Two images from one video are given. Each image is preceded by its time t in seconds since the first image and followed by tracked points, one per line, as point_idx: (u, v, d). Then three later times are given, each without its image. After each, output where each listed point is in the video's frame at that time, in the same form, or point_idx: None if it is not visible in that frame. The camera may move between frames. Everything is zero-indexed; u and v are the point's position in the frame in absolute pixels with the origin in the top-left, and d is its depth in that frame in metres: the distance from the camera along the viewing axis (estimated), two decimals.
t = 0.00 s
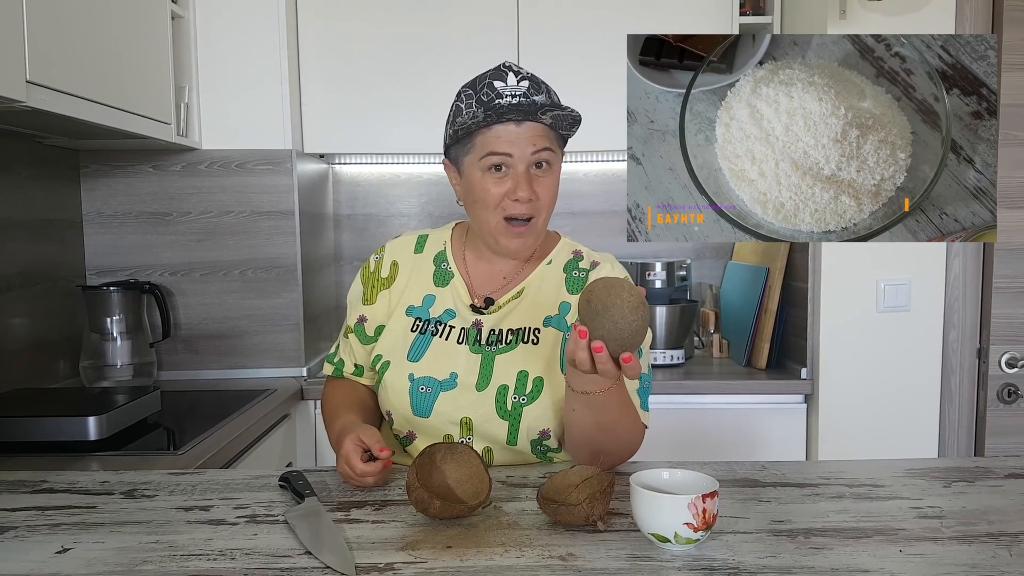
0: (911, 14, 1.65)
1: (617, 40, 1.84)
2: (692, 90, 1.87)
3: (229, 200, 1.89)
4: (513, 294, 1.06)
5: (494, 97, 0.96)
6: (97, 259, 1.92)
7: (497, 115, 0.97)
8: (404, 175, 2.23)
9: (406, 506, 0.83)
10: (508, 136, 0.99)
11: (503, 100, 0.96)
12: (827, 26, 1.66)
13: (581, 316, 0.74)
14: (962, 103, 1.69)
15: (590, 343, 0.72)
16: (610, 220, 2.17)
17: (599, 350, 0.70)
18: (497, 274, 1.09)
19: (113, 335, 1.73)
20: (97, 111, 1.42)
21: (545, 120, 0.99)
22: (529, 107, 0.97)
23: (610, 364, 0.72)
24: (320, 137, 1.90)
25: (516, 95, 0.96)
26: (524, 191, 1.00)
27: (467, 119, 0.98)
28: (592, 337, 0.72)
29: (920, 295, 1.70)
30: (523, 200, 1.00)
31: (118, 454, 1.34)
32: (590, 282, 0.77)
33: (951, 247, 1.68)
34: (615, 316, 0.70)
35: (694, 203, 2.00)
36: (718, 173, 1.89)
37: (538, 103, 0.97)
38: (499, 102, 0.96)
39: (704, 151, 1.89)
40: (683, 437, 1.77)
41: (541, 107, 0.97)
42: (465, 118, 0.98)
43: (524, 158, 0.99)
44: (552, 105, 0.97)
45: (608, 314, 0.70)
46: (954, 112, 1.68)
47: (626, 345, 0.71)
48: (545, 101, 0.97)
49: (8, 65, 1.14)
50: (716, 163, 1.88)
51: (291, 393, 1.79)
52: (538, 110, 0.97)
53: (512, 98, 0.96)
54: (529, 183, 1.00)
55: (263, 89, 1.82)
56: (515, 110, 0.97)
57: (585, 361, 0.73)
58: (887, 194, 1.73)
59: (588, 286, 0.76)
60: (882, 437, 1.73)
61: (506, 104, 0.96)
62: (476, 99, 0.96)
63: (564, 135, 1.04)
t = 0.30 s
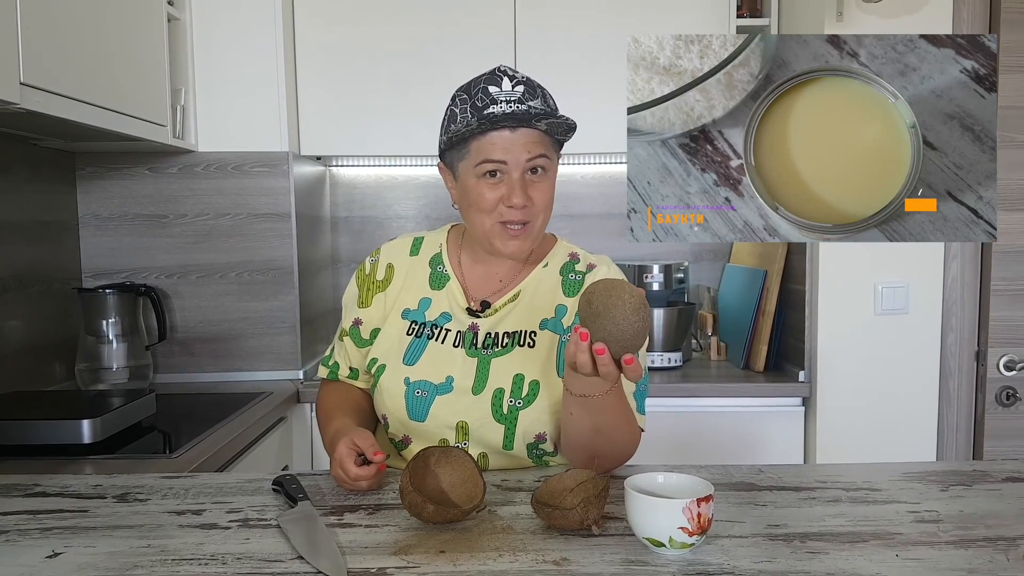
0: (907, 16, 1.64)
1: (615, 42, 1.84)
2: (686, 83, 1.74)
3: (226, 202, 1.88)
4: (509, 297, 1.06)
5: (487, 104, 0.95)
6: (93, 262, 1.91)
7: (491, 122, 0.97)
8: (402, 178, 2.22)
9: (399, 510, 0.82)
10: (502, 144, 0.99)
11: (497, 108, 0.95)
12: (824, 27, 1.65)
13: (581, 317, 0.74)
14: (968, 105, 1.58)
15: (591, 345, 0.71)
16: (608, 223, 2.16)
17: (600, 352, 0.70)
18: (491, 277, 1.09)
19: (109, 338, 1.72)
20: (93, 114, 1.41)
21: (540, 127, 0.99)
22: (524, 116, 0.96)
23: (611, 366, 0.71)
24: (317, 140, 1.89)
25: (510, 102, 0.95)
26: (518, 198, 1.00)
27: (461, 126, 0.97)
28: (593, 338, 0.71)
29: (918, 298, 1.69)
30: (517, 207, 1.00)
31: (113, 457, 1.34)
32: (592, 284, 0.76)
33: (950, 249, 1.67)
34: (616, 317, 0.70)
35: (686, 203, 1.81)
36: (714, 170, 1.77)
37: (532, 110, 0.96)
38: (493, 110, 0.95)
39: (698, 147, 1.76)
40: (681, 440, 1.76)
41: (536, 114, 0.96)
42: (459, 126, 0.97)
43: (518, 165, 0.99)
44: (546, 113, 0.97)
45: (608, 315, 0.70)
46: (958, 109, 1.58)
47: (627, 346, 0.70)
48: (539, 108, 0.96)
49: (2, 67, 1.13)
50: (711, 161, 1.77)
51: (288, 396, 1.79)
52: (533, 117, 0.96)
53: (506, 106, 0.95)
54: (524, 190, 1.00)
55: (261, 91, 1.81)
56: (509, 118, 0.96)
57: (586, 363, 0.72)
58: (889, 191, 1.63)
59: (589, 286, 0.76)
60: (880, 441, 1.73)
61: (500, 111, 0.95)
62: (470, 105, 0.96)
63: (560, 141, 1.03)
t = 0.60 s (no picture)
0: (908, 20, 1.65)
1: (615, 46, 1.85)
2: (684, 84, 1.73)
3: (226, 207, 1.89)
4: (511, 300, 1.05)
5: (489, 103, 0.95)
6: (94, 266, 1.91)
7: (492, 120, 0.97)
8: (403, 183, 2.22)
9: (400, 516, 0.82)
10: (503, 142, 0.99)
11: (498, 105, 0.95)
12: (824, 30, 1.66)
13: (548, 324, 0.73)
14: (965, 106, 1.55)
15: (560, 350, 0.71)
16: (609, 227, 2.16)
17: (567, 355, 0.69)
18: (492, 279, 1.08)
19: (109, 342, 1.72)
20: (95, 119, 1.42)
21: (541, 128, 0.99)
22: (524, 113, 0.96)
23: (583, 370, 0.70)
24: (318, 144, 1.89)
25: (511, 101, 0.95)
26: (518, 197, 0.99)
27: (462, 124, 0.97)
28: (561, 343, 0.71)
29: (919, 302, 1.69)
30: (517, 206, 1.00)
31: (113, 462, 1.33)
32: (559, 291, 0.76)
33: (951, 254, 1.68)
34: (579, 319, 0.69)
35: (683, 204, 1.80)
36: (711, 172, 1.76)
37: (534, 110, 0.96)
38: (494, 108, 0.95)
39: (696, 149, 1.75)
40: (681, 444, 1.76)
41: (537, 113, 0.96)
42: (460, 123, 0.98)
43: (518, 164, 0.99)
44: (547, 112, 0.97)
45: (571, 318, 0.69)
46: (955, 109, 1.55)
47: (596, 349, 0.69)
48: (541, 108, 0.96)
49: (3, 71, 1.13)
50: (709, 163, 1.76)
51: (288, 401, 1.78)
52: (534, 116, 0.96)
53: (507, 104, 0.95)
54: (524, 189, 1.00)
55: (262, 95, 1.82)
56: (510, 116, 0.96)
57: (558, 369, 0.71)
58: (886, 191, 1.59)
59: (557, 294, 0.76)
60: (881, 446, 1.73)
61: (500, 108, 0.95)
62: (472, 104, 0.96)
63: (562, 142, 1.03)
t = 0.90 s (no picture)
0: (907, 27, 1.66)
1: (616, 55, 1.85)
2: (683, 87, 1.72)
3: (227, 215, 1.89)
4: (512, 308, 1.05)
5: (488, 107, 0.96)
6: (95, 275, 1.91)
7: (491, 124, 0.97)
8: (404, 191, 2.23)
9: (400, 527, 0.81)
10: (502, 147, 0.99)
11: (496, 109, 0.96)
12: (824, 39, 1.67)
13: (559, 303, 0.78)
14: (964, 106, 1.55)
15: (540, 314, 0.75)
16: (609, 235, 2.16)
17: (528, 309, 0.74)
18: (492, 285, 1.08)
19: (109, 351, 1.72)
20: (97, 129, 1.42)
21: (540, 133, 0.99)
22: (522, 117, 0.96)
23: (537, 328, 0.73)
24: (319, 153, 1.90)
25: (510, 105, 0.96)
26: (516, 202, 1.00)
27: (461, 128, 0.98)
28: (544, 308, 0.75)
29: (921, 310, 1.69)
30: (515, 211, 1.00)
31: (113, 471, 1.33)
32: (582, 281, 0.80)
33: (953, 262, 1.68)
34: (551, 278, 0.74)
35: (683, 204, 1.78)
36: (711, 174, 1.75)
37: (532, 114, 0.96)
38: (492, 112, 0.96)
39: (695, 151, 1.75)
40: (683, 453, 1.75)
41: (536, 118, 0.97)
42: (459, 126, 0.98)
43: (517, 169, 0.99)
44: (546, 117, 0.97)
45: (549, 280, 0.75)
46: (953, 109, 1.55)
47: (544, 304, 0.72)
48: (539, 113, 0.96)
49: (4, 81, 1.14)
50: (709, 165, 1.76)
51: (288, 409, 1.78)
52: (532, 120, 0.97)
53: (506, 109, 0.96)
54: (522, 194, 1.00)
55: (263, 104, 1.82)
56: (508, 120, 0.97)
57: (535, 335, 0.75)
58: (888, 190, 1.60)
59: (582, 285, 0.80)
60: (884, 454, 1.72)
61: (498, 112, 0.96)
62: (472, 108, 0.96)
63: (562, 148, 1.03)
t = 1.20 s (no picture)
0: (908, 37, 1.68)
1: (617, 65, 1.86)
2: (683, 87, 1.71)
3: (229, 225, 1.89)
4: (514, 320, 1.05)
5: (492, 126, 0.96)
6: (96, 284, 1.91)
7: (495, 142, 0.97)
8: (405, 200, 2.23)
9: (402, 539, 0.81)
10: (505, 164, 0.99)
11: (500, 127, 0.96)
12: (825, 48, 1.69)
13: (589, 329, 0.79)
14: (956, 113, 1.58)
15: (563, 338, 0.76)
16: (610, 244, 2.17)
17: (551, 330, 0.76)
18: (496, 298, 1.08)
19: (110, 361, 1.72)
20: (99, 139, 1.43)
21: (544, 150, 0.99)
22: (526, 136, 0.96)
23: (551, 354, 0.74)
24: (320, 162, 1.90)
25: (514, 124, 0.96)
26: (519, 218, 0.99)
27: (465, 144, 0.98)
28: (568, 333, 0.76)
29: (922, 319, 1.69)
30: (518, 227, 0.99)
31: (113, 481, 1.32)
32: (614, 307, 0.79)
33: (954, 270, 1.68)
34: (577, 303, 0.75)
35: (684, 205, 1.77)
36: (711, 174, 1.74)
37: (536, 133, 0.96)
38: (496, 130, 0.96)
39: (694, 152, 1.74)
40: (685, 462, 1.75)
41: (540, 137, 0.97)
42: (462, 144, 0.98)
43: (520, 186, 0.99)
44: (550, 135, 0.97)
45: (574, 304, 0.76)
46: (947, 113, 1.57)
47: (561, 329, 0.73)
48: (543, 131, 0.97)
49: (7, 91, 1.14)
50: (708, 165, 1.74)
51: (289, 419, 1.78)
52: (536, 139, 0.97)
53: (510, 127, 0.96)
54: (525, 210, 1.00)
55: (264, 114, 1.83)
56: (512, 138, 0.97)
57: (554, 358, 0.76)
58: (890, 195, 1.58)
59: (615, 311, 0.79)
60: (887, 464, 1.71)
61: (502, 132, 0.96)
62: (475, 126, 0.96)
63: (565, 164, 1.03)
